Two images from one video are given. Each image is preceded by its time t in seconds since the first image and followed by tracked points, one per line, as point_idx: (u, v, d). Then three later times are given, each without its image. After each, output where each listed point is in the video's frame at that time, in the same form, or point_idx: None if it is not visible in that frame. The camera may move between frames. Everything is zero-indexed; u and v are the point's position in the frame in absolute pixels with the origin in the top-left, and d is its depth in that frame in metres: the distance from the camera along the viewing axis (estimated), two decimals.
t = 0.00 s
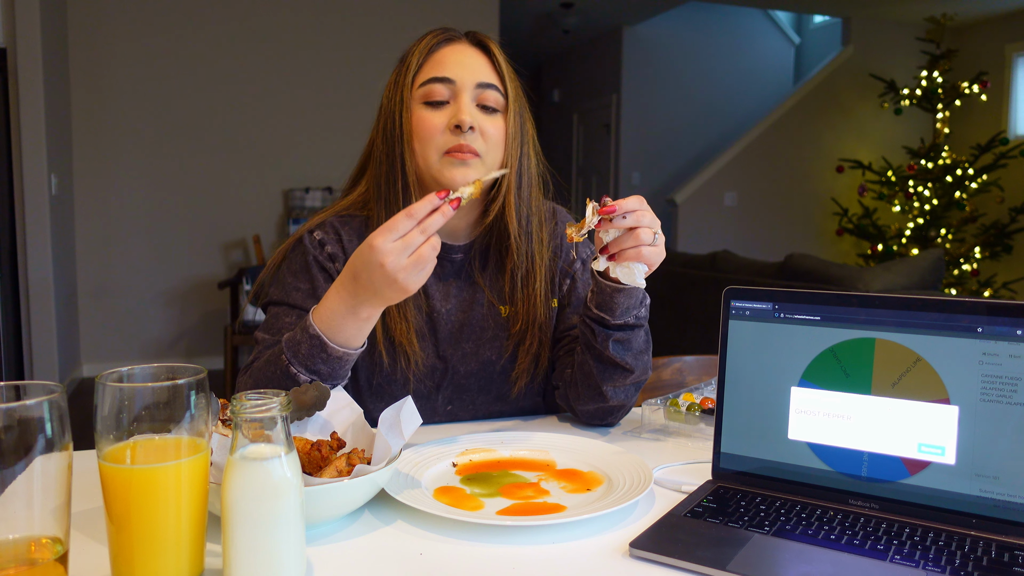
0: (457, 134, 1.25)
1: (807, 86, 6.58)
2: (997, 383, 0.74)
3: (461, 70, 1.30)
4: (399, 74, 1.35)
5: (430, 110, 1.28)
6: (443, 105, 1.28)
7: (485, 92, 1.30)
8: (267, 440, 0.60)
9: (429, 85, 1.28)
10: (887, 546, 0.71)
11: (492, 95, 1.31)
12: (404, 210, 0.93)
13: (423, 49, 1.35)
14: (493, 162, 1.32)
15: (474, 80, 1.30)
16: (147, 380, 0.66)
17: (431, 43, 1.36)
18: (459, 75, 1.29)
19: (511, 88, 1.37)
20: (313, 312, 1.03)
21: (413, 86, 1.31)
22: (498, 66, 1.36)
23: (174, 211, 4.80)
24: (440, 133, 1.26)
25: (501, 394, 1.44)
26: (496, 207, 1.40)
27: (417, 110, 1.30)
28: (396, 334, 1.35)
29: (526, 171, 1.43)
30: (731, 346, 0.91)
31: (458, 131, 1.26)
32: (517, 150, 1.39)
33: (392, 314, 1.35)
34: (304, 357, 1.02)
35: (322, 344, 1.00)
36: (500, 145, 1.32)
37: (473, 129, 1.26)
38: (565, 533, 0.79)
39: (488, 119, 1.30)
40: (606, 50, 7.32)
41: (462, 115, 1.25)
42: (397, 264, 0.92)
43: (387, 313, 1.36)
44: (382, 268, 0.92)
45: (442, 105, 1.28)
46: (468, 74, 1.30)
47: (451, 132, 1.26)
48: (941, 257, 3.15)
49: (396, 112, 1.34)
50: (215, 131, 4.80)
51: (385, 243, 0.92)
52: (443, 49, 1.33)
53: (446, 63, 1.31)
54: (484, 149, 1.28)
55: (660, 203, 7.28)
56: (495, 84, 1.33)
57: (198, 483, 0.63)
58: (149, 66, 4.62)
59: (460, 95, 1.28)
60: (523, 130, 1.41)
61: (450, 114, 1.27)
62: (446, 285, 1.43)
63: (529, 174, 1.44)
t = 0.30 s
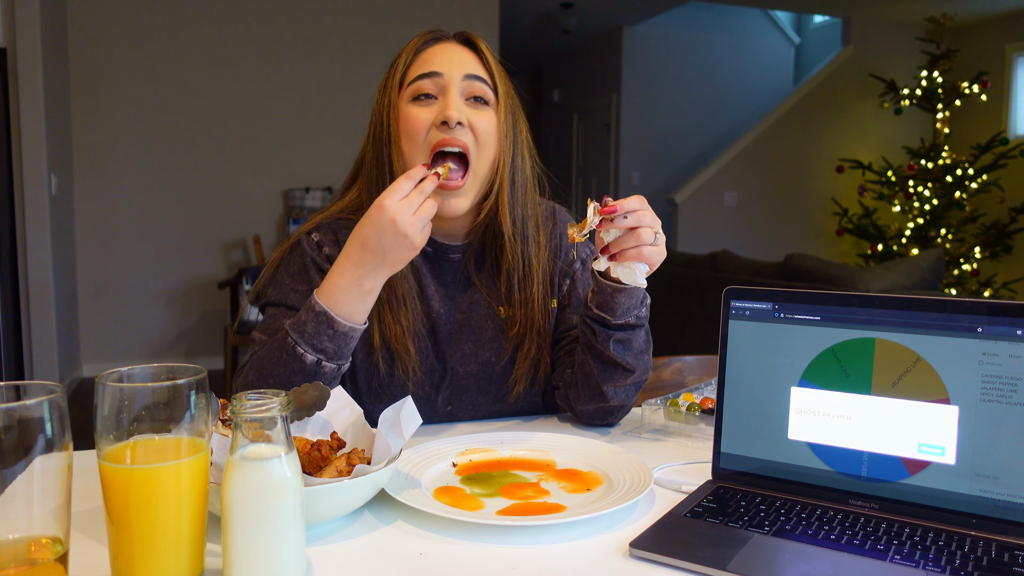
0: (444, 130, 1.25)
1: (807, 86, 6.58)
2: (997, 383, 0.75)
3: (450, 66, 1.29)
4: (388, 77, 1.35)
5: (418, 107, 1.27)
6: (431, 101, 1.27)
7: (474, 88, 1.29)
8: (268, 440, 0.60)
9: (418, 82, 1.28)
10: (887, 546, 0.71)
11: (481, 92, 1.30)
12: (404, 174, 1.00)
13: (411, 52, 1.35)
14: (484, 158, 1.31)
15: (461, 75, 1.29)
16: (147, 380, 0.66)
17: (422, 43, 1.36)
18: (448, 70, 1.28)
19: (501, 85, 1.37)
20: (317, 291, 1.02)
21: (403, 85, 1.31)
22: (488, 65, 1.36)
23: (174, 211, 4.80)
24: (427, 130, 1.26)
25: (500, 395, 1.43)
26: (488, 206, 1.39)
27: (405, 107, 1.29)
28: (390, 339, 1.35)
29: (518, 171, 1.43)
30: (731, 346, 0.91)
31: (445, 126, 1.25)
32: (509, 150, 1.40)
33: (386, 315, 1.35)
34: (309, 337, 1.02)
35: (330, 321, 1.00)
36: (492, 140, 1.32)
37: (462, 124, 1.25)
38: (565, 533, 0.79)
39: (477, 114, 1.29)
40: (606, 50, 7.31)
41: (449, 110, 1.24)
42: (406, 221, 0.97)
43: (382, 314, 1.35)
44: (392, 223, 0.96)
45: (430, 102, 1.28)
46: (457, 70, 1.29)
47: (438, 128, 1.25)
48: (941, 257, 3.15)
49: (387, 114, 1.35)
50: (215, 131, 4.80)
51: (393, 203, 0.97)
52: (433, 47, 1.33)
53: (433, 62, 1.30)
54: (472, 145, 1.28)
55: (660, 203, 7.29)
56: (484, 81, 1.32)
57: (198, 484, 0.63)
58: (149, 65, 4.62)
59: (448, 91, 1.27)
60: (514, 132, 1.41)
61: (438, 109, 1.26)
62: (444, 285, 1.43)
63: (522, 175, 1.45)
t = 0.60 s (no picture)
0: (427, 141, 1.25)
1: (807, 86, 6.58)
2: (997, 383, 0.75)
3: (434, 73, 1.29)
4: (375, 83, 1.36)
5: (403, 116, 1.28)
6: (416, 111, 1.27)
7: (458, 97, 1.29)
8: (268, 440, 0.60)
9: (403, 92, 1.28)
10: (888, 546, 0.71)
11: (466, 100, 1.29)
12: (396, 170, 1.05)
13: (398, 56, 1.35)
14: (470, 163, 1.31)
15: (444, 83, 1.28)
16: (147, 380, 0.66)
17: (411, 48, 1.35)
18: (433, 80, 1.28)
19: (486, 86, 1.35)
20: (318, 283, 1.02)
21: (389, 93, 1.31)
22: (477, 71, 1.34)
23: (174, 211, 4.80)
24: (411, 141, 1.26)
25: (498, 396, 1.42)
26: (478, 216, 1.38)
27: (392, 116, 1.29)
28: (384, 340, 1.35)
29: (508, 176, 1.41)
30: (731, 346, 0.91)
31: (428, 138, 1.25)
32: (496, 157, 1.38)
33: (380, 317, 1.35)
34: (310, 329, 1.02)
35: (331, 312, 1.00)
36: (476, 145, 1.31)
37: (443, 136, 1.25)
38: (566, 533, 0.79)
39: (461, 124, 1.28)
40: (606, 50, 7.32)
41: (431, 121, 1.24)
42: (397, 208, 1.00)
43: (376, 315, 1.36)
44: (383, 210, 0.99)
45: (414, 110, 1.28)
46: (441, 80, 1.28)
47: (421, 139, 1.25)
48: (941, 257, 3.15)
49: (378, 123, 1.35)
50: (215, 131, 4.80)
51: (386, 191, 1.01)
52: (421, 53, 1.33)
53: (417, 68, 1.30)
54: (455, 156, 1.27)
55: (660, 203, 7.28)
56: (470, 89, 1.31)
57: (198, 483, 0.63)
58: (149, 66, 4.62)
59: (432, 99, 1.28)
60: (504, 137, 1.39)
61: (422, 118, 1.27)
62: (440, 287, 1.43)
63: (515, 178, 1.44)
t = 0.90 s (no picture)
0: (485, 156, 1.27)
1: (807, 86, 6.58)
2: (997, 382, 0.75)
3: (497, 84, 1.27)
4: (427, 75, 1.31)
5: (461, 125, 1.27)
6: (475, 123, 1.27)
7: (518, 111, 1.28)
8: (267, 440, 0.60)
9: (464, 100, 1.26)
10: (887, 546, 0.71)
11: (524, 114, 1.29)
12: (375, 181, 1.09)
13: (465, 52, 1.29)
14: (513, 180, 1.33)
15: (508, 101, 1.27)
16: (147, 380, 0.66)
17: (469, 44, 1.31)
18: (495, 92, 1.26)
19: (545, 105, 1.34)
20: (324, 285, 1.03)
21: (446, 94, 1.28)
22: (534, 77, 1.32)
23: (174, 211, 4.80)
24: (468, 152, 1.27)
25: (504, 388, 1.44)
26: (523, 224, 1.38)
27: (447, 122, 1.28)
28: (400, 333, 1.34)
29: (550, 178, 1.39)
30: (731, 346, 0.91)
31: (487, 153, 1.27)
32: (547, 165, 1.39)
33: (399, 311, 1.33)
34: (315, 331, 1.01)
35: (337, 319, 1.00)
36: (522, 164, 1.33)
37: (502, 152, 1.27)
38: (565, 532, 0.79)
39: (517, 139, 1.30)
40: (606, 50, 7.31)
41: (493, 139, 1.26)
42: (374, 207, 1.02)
43: (394, 306, 1.35)
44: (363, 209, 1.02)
45: (474, 122, 1.27)
46: (502, 92, 1.27)
47: (480, 154, 1.27)
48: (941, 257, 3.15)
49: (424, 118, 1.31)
50: (215, 131, 4.80)
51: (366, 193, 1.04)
52: (483, 57, 1.29)
53: (483, 77, 1.27)
54: (508, 169, 1.30)
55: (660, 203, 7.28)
56: (529, 100, 1.31)
57: (198, 483, 0.63)
58: (149, 66, 4.62)
59: (494, 113, 1.27)
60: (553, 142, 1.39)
61: (482, 134, 1.27)
62: (459, 281, 1.41)
63: (553, 183, 1.41)
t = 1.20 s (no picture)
0: (484, 155, 1.27)
1: (807, 86, 6.58)
2: (997, 382, 0.75)
3: (496, 84, 1.27)
4: (426, 76, 1.31)
5: (460, 125, 1.27)
6: (474, 123, 1.27)
7: (516, 110, 1.28)
8: (268, 439, 0.60)
9: (463, 100, 1.26)
10: (887, 545, 0.71)
11: (523, 113, 1.29)
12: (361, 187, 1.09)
13: (464, 52, 1.29)
14: (512, 179, 1.33)
15: (508, 101, 1.27)
16: (146, 380, 0.66)
17: (467, 43, 1.30)
18: (493, 92, 1.26)
19: (544, 105, 1.34)
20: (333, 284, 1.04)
21: (445, 93, 1.28)
22: (533, 76, 1.32)
23: (174, 211, 4.80)
24: (467, 152, 1.28)
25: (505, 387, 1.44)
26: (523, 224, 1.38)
27: (446, 121, 1.29)
28: (400, 332, 1.34)
29: (550, 176, 1.39)
30: (731, 347, 0.91)
31: (486, 153, 1.27)
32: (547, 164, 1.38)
33: (399, 311, 1.33)
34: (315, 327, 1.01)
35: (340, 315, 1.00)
36: (522, 164, 1.33)
37: (501, 152, 1.27)
38: (566, 532, 0.79)
39: (516, 139, 1.30)
40: (606, 50, 7.31)
41: (492, 139, 1.26)
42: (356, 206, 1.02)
43: (394, 306, 1.35)
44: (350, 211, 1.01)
45: (474, 122, 1.27)
46: (501, 91, 1.27)
47: (478, 153, 1.27)
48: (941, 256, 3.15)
49: (422, 118, 1.30)
50: (215, 131, 4.80)
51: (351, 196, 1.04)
52: (481, 56, 1.29)
53: (482, 77, 1.27)
54: (507, 169, 1.30)
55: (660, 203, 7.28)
56: (528, 100, 1.31)
57: (198, 483, 0.63)
58: (149, 66, 4.62)
59: (492, 113, 1.27)
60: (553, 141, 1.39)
61: (481, 133, 1.27)
62: (459, 280, 1.41)
63: (552, 183, 1.41)
